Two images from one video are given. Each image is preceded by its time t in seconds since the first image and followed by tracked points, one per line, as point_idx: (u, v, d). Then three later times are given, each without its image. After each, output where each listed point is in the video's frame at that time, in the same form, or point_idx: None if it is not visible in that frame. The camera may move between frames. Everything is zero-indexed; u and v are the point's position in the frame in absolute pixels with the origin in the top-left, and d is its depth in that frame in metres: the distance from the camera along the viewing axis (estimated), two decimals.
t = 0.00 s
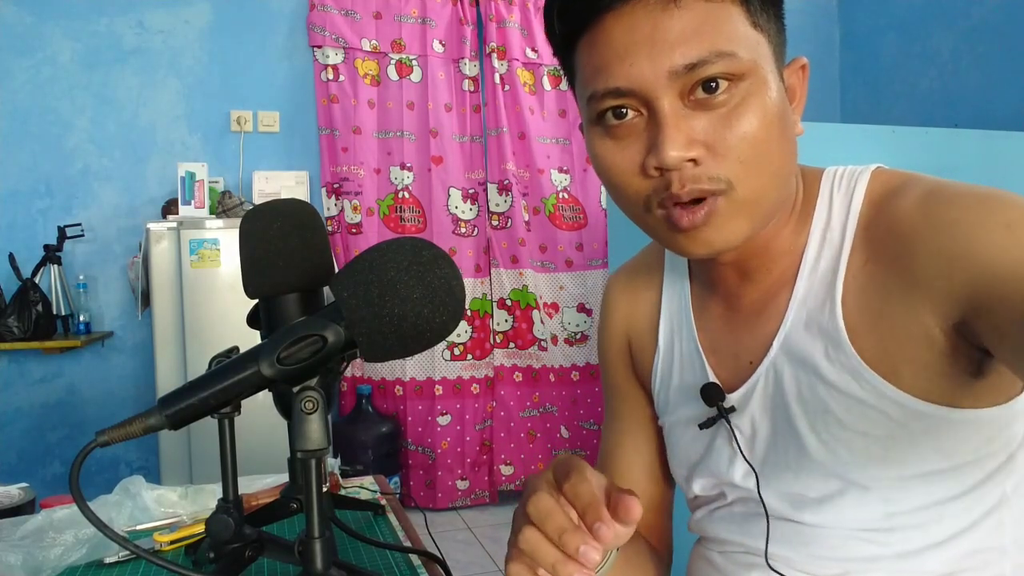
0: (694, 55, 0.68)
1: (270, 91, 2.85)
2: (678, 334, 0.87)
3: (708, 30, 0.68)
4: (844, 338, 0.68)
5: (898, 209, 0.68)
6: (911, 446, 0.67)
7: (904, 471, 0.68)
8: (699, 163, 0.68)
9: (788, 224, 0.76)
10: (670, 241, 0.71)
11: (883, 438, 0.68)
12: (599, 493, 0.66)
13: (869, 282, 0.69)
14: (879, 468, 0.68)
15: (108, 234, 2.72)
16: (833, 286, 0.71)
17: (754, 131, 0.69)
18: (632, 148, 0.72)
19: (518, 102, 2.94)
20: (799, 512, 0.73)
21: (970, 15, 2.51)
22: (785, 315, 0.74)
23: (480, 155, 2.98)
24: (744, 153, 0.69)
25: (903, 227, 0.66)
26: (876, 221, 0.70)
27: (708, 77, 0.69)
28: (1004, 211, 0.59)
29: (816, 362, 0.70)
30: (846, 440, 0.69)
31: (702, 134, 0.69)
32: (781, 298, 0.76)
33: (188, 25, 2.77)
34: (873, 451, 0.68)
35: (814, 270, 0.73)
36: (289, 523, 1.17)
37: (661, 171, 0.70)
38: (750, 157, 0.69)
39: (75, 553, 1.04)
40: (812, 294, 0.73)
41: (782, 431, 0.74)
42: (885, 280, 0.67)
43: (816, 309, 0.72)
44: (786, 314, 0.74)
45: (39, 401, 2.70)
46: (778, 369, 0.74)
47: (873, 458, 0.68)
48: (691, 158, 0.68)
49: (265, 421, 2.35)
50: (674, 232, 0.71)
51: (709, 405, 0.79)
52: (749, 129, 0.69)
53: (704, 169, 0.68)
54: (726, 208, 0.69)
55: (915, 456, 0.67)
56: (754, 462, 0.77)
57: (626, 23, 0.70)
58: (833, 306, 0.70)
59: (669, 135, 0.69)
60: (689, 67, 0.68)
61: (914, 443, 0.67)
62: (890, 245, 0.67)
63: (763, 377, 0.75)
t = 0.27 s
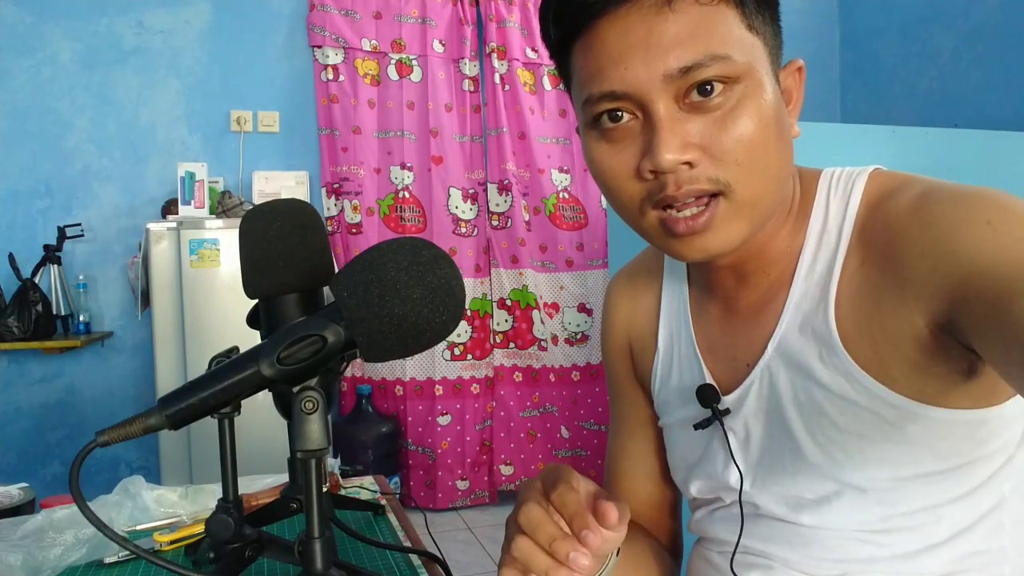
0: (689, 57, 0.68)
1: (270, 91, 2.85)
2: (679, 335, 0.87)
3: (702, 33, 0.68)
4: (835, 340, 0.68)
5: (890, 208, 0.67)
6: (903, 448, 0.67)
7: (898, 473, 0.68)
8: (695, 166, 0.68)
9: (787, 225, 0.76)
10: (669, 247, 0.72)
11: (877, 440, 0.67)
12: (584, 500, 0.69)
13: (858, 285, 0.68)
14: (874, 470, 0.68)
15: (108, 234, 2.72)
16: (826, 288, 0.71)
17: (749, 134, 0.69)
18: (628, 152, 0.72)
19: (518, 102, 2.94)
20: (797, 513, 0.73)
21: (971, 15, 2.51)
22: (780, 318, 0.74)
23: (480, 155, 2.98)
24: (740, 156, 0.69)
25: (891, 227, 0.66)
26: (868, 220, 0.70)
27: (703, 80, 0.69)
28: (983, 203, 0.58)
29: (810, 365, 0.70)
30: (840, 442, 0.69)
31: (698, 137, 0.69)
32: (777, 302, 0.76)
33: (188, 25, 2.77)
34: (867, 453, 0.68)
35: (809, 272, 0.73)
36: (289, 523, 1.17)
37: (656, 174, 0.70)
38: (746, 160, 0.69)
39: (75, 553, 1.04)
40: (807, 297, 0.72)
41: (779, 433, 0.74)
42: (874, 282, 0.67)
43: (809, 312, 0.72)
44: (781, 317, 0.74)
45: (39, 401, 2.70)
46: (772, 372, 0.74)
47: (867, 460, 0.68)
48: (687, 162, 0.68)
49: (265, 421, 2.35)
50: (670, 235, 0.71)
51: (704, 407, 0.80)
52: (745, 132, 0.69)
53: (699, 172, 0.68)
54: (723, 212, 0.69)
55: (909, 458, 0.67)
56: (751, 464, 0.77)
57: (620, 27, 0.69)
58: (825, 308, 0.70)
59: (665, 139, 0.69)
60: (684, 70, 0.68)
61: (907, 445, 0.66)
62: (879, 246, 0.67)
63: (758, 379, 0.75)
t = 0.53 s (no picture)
0: (686, 58, 0.68)
1: (270, 91, 2.85)
2: (679, 336, 0.87)
3: (698, 34, 0.68)
4: (832, 342, 0.68)
5: (887, 210, 0.67)
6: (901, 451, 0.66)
7: (896, 477, 0.67)
8: (692, 167, 0.68)
9: (786, 226, 0.76)
10: (666, 248, 0.72)
11: (874, 443, 0.67)
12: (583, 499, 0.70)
13: (856, 287, 0.68)
14: (871, 474, 0.68)
15: (108, 234, 2.72)
16: (824, 290, 0.71)
17: (747, 136, 0.69)
18: (625, 153, 0.72)
19: (518, 102, 2.94)
20: (796, 517, 0.73)
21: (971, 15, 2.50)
22: (778, 320, 0.74)
23: (481, 154, 2.98)
24: (737, 157, 0.68)
25: (889, 229, 0.66)
26: (866, 222, 0.69)
27: (700, 81, 0.69)
28: (969, 201, 0.59)
29: (807, 367, 0.70)
30: (838, 446, 0.69)
31: (695, 138, 0.69)
32: (776, 304, 0.76)
33: (188, 25, 2.77)
34: (865, 457, 0.68)
35: (807, 274, 0.73)
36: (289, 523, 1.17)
37: (653, 175, 0.70)
38: (743, 161, 0.69)
39: (75, 553, 1.04)
40: (806, 299, 0.72)
41: (777, 436, 0.74)
42: (871, 284, 0.67)
43: (807, 315, 0.72)
44: (779, 319, 0.74)
45: (39, 401, 2.70)
46: (770, 375, 0.74)
47: (865, 463, 0.68)
48: (684, 162, 0.68)
49: (265, 421, 2.35)
50: (668, 236, 0.71)
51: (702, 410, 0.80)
52: (742, 133, 0.69)
53: (697, 173, 0.68)
54: (720, 213, 0.69)
55: (907, 461, 0.67)
56: (750, 466, 0.77)
57: (616, 28, 0.69)
58: (822, 311, 0.70)
59: (661, 140, 0.69)
60: (681, 71, 0.68)
61: (905, 447, 0.66)
62: (877, 248, 0.67)
63: (756, 382, 0.75)
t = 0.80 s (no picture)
0: (684, 54, 0.68)
1: (270, 91, 2.85)
2: (683, 337, 0.87)
3: (697, 29, 0.68)
4: (835, 348, 0.68)
5: (894, 213, 0.67)
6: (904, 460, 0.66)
7: (900, 486, 0.67)
8: (692, 164, 0.68)
9: (790, 226, 0.76)
10: (666, 245, 0.72)
11: (879, 452, 0.67)
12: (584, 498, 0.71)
13: (859, 291, 0.68)
14: (875, 482, 0.68)
15: (108, 234, 2.72)
16: (828, 293, 0.70)
17: (747, 132, 0.69)
18: (624, 150, 0.72)
19: (518, 102, 2.94)
20: (800, 522, 0.73)
21: (970, 15, 2.51)
22: (781, 323, 0.74)
23: (481, 154, 2.98)
24: (737, 153, 0.68)
25: (894, 232, 0.65)
26: (872, 224, 0.69)
27: (699, 76, 0.69)
28: (974, 205, 0.58)
29: (810, 373, 0.70)
30: (842, 453, 0.69)
31: (694, 135, 0.69)
32: (778, 304, 0.76)
33: (188, 25, 2.77)
34: (868, 464, 0.68)
35: (811, 277, 0.72)
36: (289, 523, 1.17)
37: (653, 173, 0.70)
38: (743, 157, 0.69)
39: (75, 553, 1.03)
40: (809, 302, 0.72)
41: (782, 442, 0.74)
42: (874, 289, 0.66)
43: (810, 320, 0.71)
44: (782, 322, 0.74)
45: (39, 401, 2.70)
46: (774, 379, 0.74)
47: (869, 472, 0.68)
48: (683, 159, 0.68)
49: (265, 421, 2.35)
50: (668, 235, 0.71)
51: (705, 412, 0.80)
52: (743, 129, 0.69)
53: (697, 170, 0.68)
54: (721, 210, 0.69)
55: (910, 470, 0.66)
56: (753, 470, 0.78)
57: (613, 24, 0.69)
58: (826, 315, 0.70)
59: (661, 137, 0.68)
60: (679, 66, 0.68)
61: (908, 456, 0.66)
62: (880, 252, 0.66)
63: (760, 385, 0.75)
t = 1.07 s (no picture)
0: (687, 50, 0.68)
1: (271, 91, 2.85)
2: (685, 336, 0.87)
3: (700, 25, 0.68)
4: (838, 351, 0.68)
5: (898, 214, 0.66)
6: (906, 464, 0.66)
7: (902, 490, 0.67)
8: (693, 162, 0.68)
9: (793, 224, 0.76)
10: (668, 244, 0.72)
11: (881, 456, 0.67)
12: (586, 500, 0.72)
13: (863, 293, 0.68)
14: (877, 486, 0.68)
15: (108, 234, 2.72)
16: (830, 294, 0.70)
17: (751, 130, 0.69)
18: (625, 148, 0.72)
19: (519, 101, 2.94)
20: (800, 526, 0.73)
21: (971, 15, 2.50)
22: (782, 324, 0.74)
23: (482, 153, 2.98)
24: (740, 151, 0.68)
25: (898, 233, 0.65)
26: (875, 226, 0.69)
27: (702, 73, 0.69)
28: (979, 206, 0.58)
29: (812, 375, 0.70)
30: (844, 457, 0.69)
31: (696, 132, 0.69)
32: (780, 303, 0.76)
33: (188, 25, 2.77)
34: (870, 469, 0.68)
35: (814, 279, 0.72)
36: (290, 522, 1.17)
37: (654, 171, 0.70)
38: (745, 155, 0.69)
39: (75, 552, 1.04)
40: (812, 304, 0.72)
41: (783, 444, 0.74)
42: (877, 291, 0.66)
43: (812, 322, 0.71)
44: (783, 323, 0.74)
45: (39, 401, 2.70)
46: (775, 381, 0.74)
47: (870, 476, 0.68)
48: (685, 157, 0.68)
49: (266, 421, 2.35)
50: (669, 233, 0.71)
51: (704, 412, 0.80)
52: (746, 127, 0.69)
53: (698, 168, 0.68)
54: (723, 209, 0.69)
55: (912, 475, 0.66)
56: (752, 471, 0.78)
57: (616, 21, 0.70)
58: (829, 317, 0.70)
59: (662, 135, 0.69)
60: (682, 62, 0.68)
61: (911, 460, 0.66)
62: (885, 253, 0.66)
63: (761, 386, 0.75)
